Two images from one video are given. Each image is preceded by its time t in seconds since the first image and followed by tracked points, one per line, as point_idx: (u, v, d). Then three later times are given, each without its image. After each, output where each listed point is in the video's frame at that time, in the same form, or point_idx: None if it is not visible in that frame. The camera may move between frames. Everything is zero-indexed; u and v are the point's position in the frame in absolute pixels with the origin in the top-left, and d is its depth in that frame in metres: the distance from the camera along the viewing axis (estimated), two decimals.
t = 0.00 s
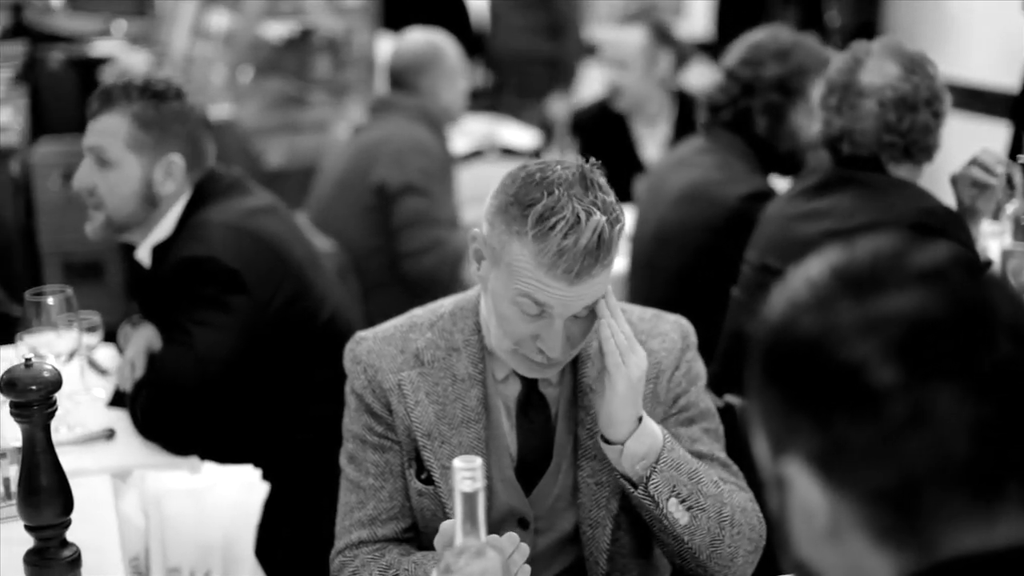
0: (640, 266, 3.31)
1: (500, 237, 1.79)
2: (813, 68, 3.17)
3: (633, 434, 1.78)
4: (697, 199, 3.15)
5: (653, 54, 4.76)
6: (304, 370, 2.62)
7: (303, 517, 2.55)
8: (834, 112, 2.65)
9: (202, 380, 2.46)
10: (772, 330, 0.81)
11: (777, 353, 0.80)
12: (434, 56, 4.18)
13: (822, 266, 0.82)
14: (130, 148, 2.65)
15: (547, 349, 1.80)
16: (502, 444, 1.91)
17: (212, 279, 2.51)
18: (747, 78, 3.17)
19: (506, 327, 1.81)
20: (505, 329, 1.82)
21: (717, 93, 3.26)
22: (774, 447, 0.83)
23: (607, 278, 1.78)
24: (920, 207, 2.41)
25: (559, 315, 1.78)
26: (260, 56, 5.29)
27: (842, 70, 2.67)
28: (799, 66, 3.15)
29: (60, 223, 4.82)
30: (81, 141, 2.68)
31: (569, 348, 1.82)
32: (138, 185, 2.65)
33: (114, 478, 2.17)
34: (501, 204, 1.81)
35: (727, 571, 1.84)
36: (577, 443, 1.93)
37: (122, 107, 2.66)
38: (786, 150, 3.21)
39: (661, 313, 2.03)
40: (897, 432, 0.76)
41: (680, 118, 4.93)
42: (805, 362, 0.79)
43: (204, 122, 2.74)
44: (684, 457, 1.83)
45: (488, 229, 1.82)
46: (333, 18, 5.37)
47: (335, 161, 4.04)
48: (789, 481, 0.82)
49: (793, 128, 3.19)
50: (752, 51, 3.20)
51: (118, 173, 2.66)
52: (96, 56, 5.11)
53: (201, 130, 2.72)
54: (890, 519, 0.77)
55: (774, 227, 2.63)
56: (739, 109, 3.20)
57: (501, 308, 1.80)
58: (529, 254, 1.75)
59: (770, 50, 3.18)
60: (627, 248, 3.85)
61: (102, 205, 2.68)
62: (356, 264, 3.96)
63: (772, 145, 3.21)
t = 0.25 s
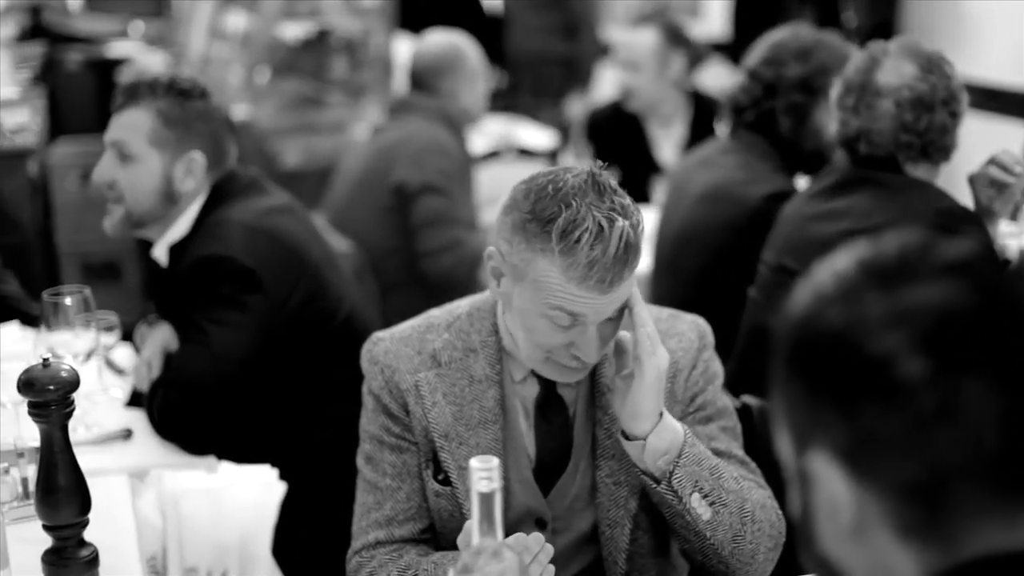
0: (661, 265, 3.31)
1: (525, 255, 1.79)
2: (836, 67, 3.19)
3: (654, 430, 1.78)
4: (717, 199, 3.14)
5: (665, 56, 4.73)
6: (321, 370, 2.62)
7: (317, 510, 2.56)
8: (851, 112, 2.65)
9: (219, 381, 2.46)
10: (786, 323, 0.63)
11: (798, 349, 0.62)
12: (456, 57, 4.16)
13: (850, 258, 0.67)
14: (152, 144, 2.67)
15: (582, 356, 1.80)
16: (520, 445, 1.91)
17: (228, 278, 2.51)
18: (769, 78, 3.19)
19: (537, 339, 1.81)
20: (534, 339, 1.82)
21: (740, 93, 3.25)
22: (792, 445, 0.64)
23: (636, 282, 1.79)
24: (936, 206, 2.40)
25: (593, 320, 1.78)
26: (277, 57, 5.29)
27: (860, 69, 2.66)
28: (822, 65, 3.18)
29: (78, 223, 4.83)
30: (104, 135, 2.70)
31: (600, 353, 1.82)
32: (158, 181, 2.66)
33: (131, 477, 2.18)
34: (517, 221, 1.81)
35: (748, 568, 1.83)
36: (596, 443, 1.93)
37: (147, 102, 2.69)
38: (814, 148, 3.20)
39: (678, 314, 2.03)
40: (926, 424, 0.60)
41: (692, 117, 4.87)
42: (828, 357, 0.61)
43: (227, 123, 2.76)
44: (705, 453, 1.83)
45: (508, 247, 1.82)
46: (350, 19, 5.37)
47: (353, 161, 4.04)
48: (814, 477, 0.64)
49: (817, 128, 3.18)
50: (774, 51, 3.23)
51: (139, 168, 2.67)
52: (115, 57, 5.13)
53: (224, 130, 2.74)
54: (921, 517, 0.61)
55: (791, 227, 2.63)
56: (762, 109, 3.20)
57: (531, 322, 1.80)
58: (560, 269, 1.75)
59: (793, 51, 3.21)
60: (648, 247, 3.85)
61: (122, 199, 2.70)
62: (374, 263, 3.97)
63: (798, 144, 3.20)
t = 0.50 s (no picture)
0: (675, 263, 3.30)
1: (546, 242, 1.79)
2: (847, 70, 3.17)
3: (677, 420, 1.78)
4: (732, 199, 3.14)
5: (682, 58, 4.71)
6: (342, 369, 2.62)
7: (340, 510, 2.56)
8: (869, 112, 2.64)
9: (237, 379, 2.46)
10: (830, 320, 0.81)
11: (832, 343, 0.80)
12: (476, 57, 4.17)
13: (880, 254, 0.84)
14: (164, 144, 2.69)
15: (600, 347, 1.78)
16: (539, 443, 1.92)
17: (247, 276, 2.51)
18: (781, 82, 3.17)
19: (556, 329, 1.80)
20: (553, 331, 1.81)
21: (754, 97, 3.24)
22: (825, 434, 0.82)
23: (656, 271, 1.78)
24: (956, 205, 2.40)
25: (612, 310, 1.76)
26: (296, 56, 5.30)
27: (878, 69, 2.65)
28: (833, 69, 3.16)
29: (96, 223, 4.84)
30: (119, 136, 2.72)
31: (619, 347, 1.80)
32: (172, 180, 2.68)
33: (149, 475, 2.18)
34: (541, 209, 1.81)
35: (770, 564, 1.83)
36: (615, 442, 1.93)
37: (160, 103, 2.71)
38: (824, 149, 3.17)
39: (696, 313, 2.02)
40: (956, 413, 0.75)
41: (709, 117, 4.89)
42: (861, 348, 0.78)
43: (242, 122, 2.76)
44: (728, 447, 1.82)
45: (530, 237, 1.82)
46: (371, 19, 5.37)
47: (371, 162, 4.05)
48: (844, 467, 0.81)
49: (827, 130, 3.17)
50: (785, 54, 3.21)
51: (153, 170, 2.69)
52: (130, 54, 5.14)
53: (239, 128, 2.74)
54: (952, 508, 0.76)
55: (808, 228, 2.62)
56: (775, 113, 3.19)
57: (551, 311, 1.79)
58: (580, 253, 1.75)
59: (804, 53, 3.19)
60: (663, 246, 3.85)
61: (139, 199, 2.73)
62: (392, 264, 3.97)
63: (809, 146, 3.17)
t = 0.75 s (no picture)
0: (694, 262, 3.30)
1: (553, 205, 1.80)
2: (860, 66, 3.14)
3: (710, 425, 1.74)
4: (753, 197, 3.13)
5: (705, 58, 4.69)
6: (355, 368, 2.60)
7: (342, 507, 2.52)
8: (891, 112, 2.63)
9: (255, 376, 2.46)
10: (863, 318, 0.81)
11: (865, 338, 0.81)
12: (494, 54, 4.16)
13: (916, 249, 0.84)
14: (165, 150, 2.68)
15: (600, 315, 1.76)
16: (559, 440, 1.92)
17: (262, 274, 2.51)
18: (792, 83, 3.15)
19: (559, 299, 1.78)
20: (558, 303, 1.79)
21: (766, 100, 3.23)
22: (854, 434, 0.83)
23: (661, 239, 1.76)
24: (980, 206, 2.40)
25: (610, 275, 1.74)
26: (317, 54, 5.30)
27: (901, 69, 2.64)
28: (840, 68, 3.13)
29: (118, 222, 4.85)
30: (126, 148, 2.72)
31: (626, 324, 1.77)
32: (177, 186, 2.67)
33: (170, 473, 2.19)
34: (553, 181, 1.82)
35: (793, 568, 1.81)
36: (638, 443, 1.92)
37: (159, 111, 2.69)
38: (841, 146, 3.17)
39: (721, 315, 2.02)
40: (990, 414, 0.76)
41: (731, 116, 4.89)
42: (897, 347, 0.79)
43: (245, 119, 2.74)
44: (757, 451, 1.80)
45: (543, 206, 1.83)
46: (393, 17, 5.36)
47: (392, 157, 4.04)
48: (875, 466, 0.82)
49: (842, 128, 3.15)
50: (792, 55, 3.18)
51: (159, 177, 2.68)
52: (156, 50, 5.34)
53: (240, 127, 2.72)
54: (982, 507, 0.78)
55: (829, 227, 2.62)
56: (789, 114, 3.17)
57: (555, 278, 1.78)
58: (579, 209, 1.76)
59: (812, 54, 3.16)
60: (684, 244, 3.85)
61: (151, 208, 2.71)
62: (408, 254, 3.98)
63: (826, 145, 3.16)
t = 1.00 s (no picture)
0: (715, 263, 3.31)
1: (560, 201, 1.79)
2: (884, 66, 3.14)
3: (717, 423, 1.70)
4: (776, 196, 3.13)
5: (729, 56, 4.70)
6: (384, 365, 2.61)
7: (376, 504, 2.52)
8: (917, 112, 2.61)
9: (279, 371, 2.47)
10: (904, 318, 0.77)
11: (906, 337, 0.76)
12: (520, 52, 4.16)
13: (962, 247, 0.79)
14: (190, 146, 2.69)
15: (598, 310, 1.74)
16: (577, 436, 1.89)
17: (287, 270, 2.52)
18: (815, 81, 3.16)
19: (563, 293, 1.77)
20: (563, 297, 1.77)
21: (788, 95, 3.23)
22: (891, 433, 0.79)
23: (662, 239, 1.73)
24: (1004, 207, 2.41)
25: (609, 271, 1.72)
26: (341, 50, 5.33)
27: (927, 69, 2.62)
28: (865, 67, 3.13)
29: (143, 215, 4.88)
30: (152, 143, 2.73)
31: (628, 321, 1.75)
32: (203, 181, 2.69)
33: (192, 468, 2.19)
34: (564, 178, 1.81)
35: (815, 565, 1.74)
36: (656, 438, 1.88)
37: (184, 105, 2.70)
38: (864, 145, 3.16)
39: (742, 314, 1.98)
40: None
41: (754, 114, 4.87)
42: (941, 350, 0.75)
43: (271, 115, 2.74)
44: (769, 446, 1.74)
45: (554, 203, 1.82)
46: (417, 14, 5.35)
47: (417, 154, 4.05)
48: (908, 469, 0.78)
49: (864, 127, 3.15)
50: (817, 53, 3.19)
51: (184, 173, 2.70)
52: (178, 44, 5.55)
53: (265, 123, 2.72)
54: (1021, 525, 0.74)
55: (853, 227, 2.61)
56: (811, 112, 3.17)
57: (559, 272, 1.76)
58: (581, 204, 1.74)
59: (836, 52, 3.17)
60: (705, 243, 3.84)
61: (177, 203, 2.74)
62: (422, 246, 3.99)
63: (847, 143, 3.16)
